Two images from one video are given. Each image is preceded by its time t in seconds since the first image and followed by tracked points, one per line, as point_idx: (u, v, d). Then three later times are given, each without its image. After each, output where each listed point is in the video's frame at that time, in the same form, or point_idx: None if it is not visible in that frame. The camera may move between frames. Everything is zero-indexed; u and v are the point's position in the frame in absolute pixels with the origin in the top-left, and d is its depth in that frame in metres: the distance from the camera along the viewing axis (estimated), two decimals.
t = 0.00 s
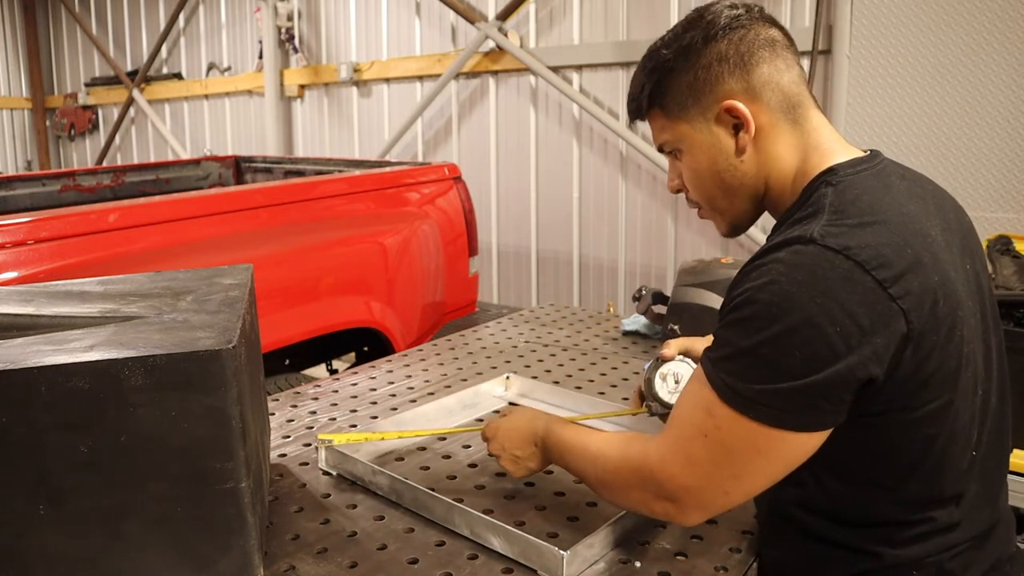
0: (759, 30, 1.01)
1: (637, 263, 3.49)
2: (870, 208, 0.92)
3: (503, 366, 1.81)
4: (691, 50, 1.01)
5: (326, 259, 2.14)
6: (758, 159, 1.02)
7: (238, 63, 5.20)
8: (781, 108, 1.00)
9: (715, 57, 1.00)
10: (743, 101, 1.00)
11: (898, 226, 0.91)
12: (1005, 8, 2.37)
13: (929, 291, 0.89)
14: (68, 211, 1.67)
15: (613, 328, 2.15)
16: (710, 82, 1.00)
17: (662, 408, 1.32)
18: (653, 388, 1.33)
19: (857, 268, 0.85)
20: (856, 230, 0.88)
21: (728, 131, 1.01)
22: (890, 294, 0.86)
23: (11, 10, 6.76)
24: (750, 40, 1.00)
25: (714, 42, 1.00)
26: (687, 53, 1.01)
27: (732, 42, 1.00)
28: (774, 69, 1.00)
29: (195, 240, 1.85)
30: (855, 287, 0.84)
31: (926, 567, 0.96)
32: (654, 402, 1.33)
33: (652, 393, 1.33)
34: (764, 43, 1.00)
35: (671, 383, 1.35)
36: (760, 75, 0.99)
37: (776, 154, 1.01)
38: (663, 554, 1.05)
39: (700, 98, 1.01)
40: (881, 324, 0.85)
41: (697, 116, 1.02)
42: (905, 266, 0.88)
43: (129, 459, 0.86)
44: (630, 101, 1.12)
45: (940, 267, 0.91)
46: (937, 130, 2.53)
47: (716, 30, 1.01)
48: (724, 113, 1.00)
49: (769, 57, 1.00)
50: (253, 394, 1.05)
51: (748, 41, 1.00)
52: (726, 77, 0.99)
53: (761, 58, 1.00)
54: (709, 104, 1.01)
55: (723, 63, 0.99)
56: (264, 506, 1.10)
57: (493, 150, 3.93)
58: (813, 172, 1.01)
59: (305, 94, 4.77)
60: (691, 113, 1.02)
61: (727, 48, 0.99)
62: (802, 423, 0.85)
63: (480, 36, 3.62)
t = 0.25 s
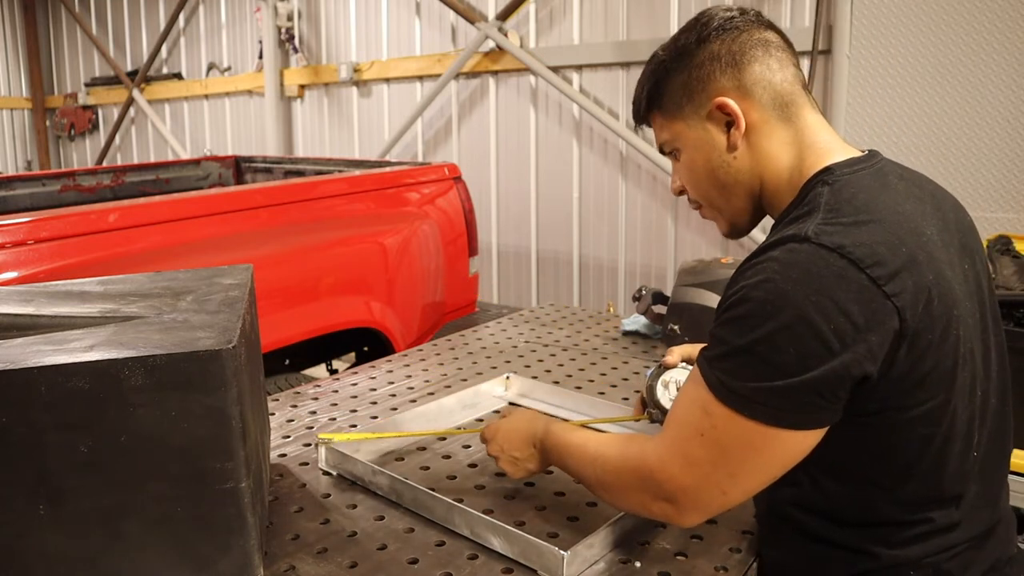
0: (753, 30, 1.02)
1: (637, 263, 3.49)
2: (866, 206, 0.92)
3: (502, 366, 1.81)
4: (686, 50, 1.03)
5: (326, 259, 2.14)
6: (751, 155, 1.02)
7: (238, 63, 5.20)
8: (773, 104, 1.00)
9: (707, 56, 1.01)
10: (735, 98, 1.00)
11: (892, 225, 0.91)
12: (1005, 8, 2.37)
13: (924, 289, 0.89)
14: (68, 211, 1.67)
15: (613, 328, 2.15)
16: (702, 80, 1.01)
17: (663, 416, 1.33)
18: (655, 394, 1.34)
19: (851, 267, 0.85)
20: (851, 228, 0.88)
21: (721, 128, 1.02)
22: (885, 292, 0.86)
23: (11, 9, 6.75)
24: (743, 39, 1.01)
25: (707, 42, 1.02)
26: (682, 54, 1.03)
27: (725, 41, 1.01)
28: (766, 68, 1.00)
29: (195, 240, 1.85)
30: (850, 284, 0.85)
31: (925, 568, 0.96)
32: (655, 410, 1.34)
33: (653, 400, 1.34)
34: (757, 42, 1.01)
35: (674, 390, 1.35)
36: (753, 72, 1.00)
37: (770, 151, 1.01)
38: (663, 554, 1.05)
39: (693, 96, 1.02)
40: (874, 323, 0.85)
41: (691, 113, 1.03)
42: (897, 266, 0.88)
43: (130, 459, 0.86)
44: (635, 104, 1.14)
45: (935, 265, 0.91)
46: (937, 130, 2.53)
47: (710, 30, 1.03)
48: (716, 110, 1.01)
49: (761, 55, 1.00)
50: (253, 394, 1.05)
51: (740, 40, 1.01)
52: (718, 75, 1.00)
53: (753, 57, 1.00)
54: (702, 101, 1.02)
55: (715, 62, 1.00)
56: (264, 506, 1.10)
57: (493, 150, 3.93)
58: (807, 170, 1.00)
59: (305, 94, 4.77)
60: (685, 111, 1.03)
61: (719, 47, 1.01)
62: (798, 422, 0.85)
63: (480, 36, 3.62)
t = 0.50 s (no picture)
0: (741, 35, 1.04)
1: (637, 263, 3.49)
2: (863, 205, 0.92)
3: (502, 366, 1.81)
4: (677, 58, 1.05)
5: (326, 259, 2.14)
6: (743, 154, 1.02)
7: (238, 63, 5.20)
8: (763, 104, 1.01)
9: (695, 62, 1.03)
10: (724, 101, 1.02)
11: (889, 224, 0.91)
12: (1005, 8, 2.37)
13: (922, 288, 0.89)
14: (68, 211, 1.67)
15: (613, 328, 2.15)
16: (691, 85, 1.03)
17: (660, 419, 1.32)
18: (652, 397, 1.33)
19: (848, 265, 0.85)
20: (848, 228, 0.88)
21: (713, 131, 1.03)
22: (882, 291, 0.86)
23: (11, 9, 6.75)
24: (730, 44, 1.03)
25: (697, 49, 1.04)
26: (673, 62, 1.06)
27: (713, 47, 1.03)
28: (754, 69, 1.01)
29: (195, 240, 1.85)
30: (847, 282, 0.85)
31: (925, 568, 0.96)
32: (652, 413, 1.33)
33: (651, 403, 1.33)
34: (745, 45, 1.02)
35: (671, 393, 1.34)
36: (741, 74, 1.01)
37: (761, 152, 1.01)
38: (663, 554, 1.05)
39: (683, 101, 1.04)
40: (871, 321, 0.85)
41: (683, 118, 1.05)
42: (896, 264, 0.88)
43: (130, 459, 0.86)
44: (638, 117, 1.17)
45: (933, 264, 0.91)
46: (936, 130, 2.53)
47: (700, 37, 1.05)
48: (705, 113, 1.02)
49: (748, 58, 1.02)
50: (253, 395, 1.05)
51: (728, 44, 1.02)
52: (706, 79, 1.02)
53: (740, 59, 1.01)
54: (692, 106, 1.04)
55: (702, 66, 1.02)
56: (265, 505, 1.10)
57: (493, 150, 3.93)
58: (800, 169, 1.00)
59: (305, 94, 4.77)
60: (677, 116, 1.05)
61: (707, 52, 1.03)
62: (797, 421, 0.85)
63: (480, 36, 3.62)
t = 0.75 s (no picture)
0: (724, 42, 1.04)
1: (637, 263, 3.49)
2: (854, 200, 0.92)
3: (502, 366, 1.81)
4: (663, 71, 1.07)
5: (326, 259, 2.14)
6: (730, 160, 1.03)
7: (238, 63, 5.20)
8: (745, 109, 1.01)
9: (679, 73, 1.04)
10: (707, 109, 1.02)
11: (880, 217, 0.91)
12: (1005, 8, 2.37)
13: (912, 282, 0.89)
14: (68, 211, 1.67)
15: (613, 328, 2.15)
16: (676, 96, 1.04)
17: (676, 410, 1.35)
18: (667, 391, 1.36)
19: (836, 258, 0.85)
20: (837, 221, 0.89)
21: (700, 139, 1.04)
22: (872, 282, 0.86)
23: (11, 8, 6.75)
24: (712, 52, 1.03)
25: (681, 60, 1.05)
26: (662, 74, 1.07)
27: (695, 57, 1.04)
28: (736, 76, 1.01)
29: (195, 240, 1.85)
30: (838, 271, 0.85)
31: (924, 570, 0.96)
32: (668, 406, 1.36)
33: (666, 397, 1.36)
34: (727, 53, 1.03)
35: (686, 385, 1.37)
36: (722, 81, 1.01)
37: (748, 157, 1.02)
38: (663, 554, 1.05)
39: (672, 113, 1.05)
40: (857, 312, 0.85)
41: (673, 129, 1.06)
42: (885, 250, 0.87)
43: (130, 459, 0.86)
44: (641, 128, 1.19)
45: (924, 258, 0.91)
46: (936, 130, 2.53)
47: (685, 47, 1.06)
48: (690, 122, 1.03)
49: (730, 64, 1.02)
50: (253, 395, 1.05)
51: (710, 53, 1.03)
52: (689, 89, 1.03)
53: (721, 67, 1.02)
54: (678, 116, 1.05)
55: (688, 77, 1.03)
56: (264, 505, 1.10)
57: (493, 150, 3.93)
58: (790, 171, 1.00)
59: (305, 94, 4.77)
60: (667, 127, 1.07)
61: (689, 62, 1.04)
62: (793, 416, 0.85)
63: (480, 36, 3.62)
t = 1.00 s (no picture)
0: (736, 44, 1.06)
1: (637, 263, 3.49)
2: (840, 198, 0.92)
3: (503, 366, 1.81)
4: (674, 67, 1.08)
5: (326, 259, 2.14)
6: (732, 156, 1.03)
7: (238, 63, 5.20)
8: (752, 108, 1.02)
9: (690, 69, 1.05)
10: (715, 104, 1.03)
11: (866, 216, 0.91)
12: (1005, 8, 2.37)
13: (895, 277, 0.89)
14: (68, 211, 1.67)
15: (613, 328, 2.15)
16: (684, 90, 1.05)
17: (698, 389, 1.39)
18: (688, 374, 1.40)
19: (817, 254, 0.86)
20: (821, 218, 0.89)
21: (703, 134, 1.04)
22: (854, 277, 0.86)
23: (11, 8, 6.75)
24: (723, 52, 1.04)
25: (692, 58, 1.06)
26: (672, 70, 1.08)
27: (706, 55, 1.05)
28: (745, 75, 1.03)
29: (195, 240, 1.85)
30: (818, 268, 0.85)
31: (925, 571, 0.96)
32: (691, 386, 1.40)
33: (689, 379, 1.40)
34: (738, 53, 1.04)
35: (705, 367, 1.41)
36: (732, 79, 1.03)
37: (750, 154, 1.02)
38: (662, 555, 1.05)
39: (678, 106, 1.06)
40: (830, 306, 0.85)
41: (677, 123, 1.06)
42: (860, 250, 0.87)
43: (130, 459, 0.86)
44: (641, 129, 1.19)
45: (909, 255, 0.91)
46: (936, 129, 2.53)
47: (697, 47, 1.07)
48: (696, 116, 1.04)
49: (740, 64, 1.03)
50: (253, 395, 1.05)
51: (722, 52, 1.04)
52: (699, 84, 1.04)
53: (732, 66, 1.03)
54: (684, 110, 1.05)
55: (700, 72, 1.04)
56: (264, 505, 1.10)
57: (493, 150, 3.93)
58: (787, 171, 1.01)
59: (305, 94, 4.77)
60: (671, 121, 1.07)
61: (701, 60, 1.05)
62: (777, 408, 0.84)
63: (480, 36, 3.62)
